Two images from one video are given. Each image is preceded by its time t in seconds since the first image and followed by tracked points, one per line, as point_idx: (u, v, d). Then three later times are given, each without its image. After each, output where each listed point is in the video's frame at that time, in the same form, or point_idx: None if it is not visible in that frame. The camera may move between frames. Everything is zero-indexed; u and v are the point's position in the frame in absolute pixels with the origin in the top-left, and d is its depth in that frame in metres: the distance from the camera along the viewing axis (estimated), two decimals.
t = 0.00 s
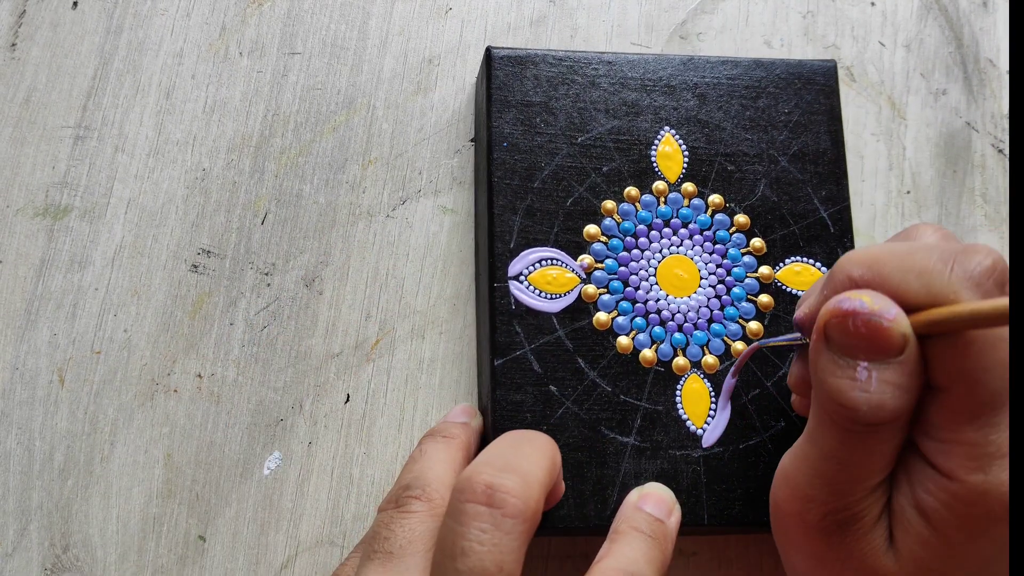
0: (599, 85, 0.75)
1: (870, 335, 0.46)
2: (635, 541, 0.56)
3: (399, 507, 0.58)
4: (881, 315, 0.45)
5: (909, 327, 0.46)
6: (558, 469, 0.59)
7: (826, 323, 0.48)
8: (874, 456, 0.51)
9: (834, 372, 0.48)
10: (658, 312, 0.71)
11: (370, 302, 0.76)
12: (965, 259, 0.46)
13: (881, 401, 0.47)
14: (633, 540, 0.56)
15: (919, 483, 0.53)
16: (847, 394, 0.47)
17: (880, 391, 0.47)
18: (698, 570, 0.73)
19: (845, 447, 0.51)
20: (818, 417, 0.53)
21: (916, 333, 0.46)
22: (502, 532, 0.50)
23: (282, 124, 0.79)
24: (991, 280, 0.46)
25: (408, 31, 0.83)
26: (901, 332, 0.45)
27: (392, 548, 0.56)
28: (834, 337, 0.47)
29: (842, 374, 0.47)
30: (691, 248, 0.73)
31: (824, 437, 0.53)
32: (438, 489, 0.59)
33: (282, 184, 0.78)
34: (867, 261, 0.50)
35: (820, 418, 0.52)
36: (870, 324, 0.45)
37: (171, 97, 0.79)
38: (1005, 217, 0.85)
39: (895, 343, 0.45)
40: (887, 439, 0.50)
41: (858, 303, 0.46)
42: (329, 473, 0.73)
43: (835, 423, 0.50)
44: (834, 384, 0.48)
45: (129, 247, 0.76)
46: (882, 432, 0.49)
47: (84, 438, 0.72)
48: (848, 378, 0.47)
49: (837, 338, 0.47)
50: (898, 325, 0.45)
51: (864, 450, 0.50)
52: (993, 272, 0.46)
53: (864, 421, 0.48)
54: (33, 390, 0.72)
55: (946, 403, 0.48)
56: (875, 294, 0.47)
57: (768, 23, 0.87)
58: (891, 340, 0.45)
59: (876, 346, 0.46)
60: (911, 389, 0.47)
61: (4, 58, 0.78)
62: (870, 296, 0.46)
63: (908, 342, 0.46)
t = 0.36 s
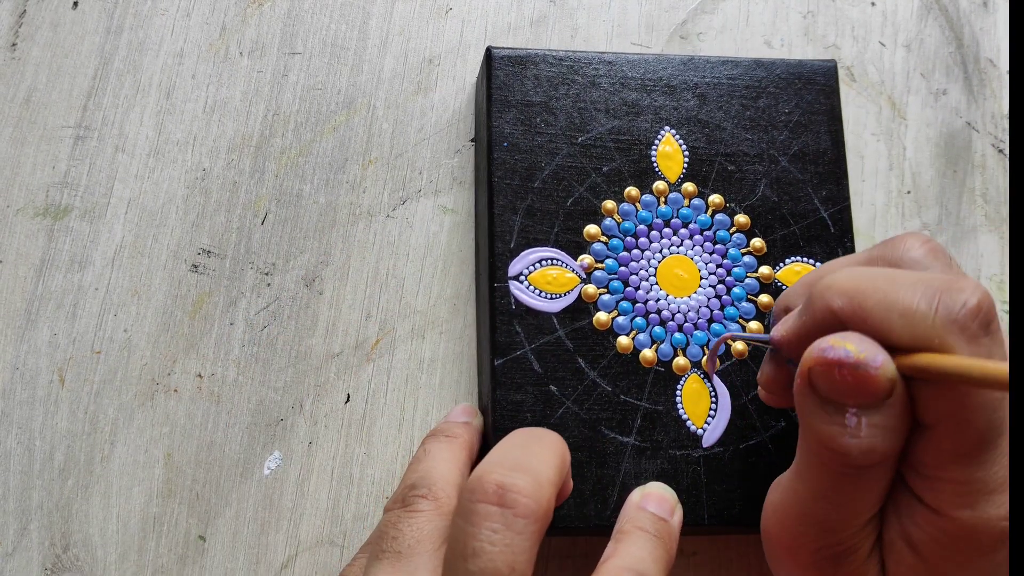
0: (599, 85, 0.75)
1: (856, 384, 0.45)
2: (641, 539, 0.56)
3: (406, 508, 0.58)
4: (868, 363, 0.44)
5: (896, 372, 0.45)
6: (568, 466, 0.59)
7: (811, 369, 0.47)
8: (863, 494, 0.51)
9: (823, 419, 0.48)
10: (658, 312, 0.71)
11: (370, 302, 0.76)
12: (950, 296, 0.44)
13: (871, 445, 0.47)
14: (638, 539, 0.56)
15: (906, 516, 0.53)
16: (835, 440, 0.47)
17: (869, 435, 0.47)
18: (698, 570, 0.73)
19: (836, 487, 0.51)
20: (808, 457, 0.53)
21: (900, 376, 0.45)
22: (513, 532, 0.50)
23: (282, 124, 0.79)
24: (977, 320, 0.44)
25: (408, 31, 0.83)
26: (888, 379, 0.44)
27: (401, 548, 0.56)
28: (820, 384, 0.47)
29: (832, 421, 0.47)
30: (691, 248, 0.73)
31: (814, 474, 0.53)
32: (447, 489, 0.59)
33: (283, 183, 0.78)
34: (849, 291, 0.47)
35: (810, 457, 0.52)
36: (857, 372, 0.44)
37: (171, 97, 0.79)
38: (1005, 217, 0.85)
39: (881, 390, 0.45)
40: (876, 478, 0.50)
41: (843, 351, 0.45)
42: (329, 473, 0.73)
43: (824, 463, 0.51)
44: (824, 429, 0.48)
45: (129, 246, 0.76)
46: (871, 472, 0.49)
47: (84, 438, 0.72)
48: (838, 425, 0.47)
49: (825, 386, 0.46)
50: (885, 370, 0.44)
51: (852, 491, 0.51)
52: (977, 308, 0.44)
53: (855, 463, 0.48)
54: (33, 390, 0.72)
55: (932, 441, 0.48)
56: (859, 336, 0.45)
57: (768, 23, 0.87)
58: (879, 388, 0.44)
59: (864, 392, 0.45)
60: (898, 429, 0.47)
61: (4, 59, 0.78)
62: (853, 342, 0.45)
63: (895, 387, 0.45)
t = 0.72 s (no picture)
0: (599, 84, 0.75)
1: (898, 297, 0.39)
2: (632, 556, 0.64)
3: (453, 555, 0.66)
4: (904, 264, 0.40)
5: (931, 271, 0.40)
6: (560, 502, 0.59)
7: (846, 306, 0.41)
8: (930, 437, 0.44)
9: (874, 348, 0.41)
10: (659, 312, 0.71)
11: (369, 302, 0.76)
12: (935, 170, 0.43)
13: (942, 351, 0.40)
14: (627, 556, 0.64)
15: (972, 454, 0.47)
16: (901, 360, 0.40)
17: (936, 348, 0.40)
18: (699, 570, 0.73)
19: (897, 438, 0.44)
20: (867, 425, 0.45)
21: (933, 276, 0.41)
22: None
23: (282, 124, 0.79)
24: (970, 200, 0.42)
25: (408, 31, 0.83)
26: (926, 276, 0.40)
27: None
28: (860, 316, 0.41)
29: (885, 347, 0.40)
30: (691, 247, 0.73)
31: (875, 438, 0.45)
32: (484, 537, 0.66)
33: (282, 183, 0.78)
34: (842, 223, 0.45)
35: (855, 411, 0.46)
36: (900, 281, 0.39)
37: (171, 97, 0.79)
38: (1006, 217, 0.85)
39: (924, 288, 0.40)
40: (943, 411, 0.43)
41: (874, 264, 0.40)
42: (329, 474, 0.73)
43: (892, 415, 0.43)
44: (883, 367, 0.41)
45: (129, 247, 0.76)
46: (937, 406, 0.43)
47: (84, 438, 0.71)
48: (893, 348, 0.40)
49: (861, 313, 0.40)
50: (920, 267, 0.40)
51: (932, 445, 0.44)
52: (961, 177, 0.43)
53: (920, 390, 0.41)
54: (33, 390, 0.72)
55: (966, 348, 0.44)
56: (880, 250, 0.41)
57: (768, 23, 0.87)
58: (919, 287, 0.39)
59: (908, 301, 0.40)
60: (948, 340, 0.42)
61: (3, 58, 0.78)
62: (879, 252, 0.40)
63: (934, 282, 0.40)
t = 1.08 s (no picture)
0: (599, 85, 0.75)
1: (843, 401, 0.40)
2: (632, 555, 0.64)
3: (439, 549, 0.67)
4: (844, 371, 0.40)
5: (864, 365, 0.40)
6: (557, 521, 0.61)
7: (793, 403, 0.41)
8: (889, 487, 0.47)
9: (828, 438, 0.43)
10: (659, 312, 0.71)
11: (369, 302, 0.76)
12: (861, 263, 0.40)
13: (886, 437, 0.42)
14: (628, 554, 0.64)
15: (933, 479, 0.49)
16: (851, 449, 0.43)
17: (870, 428, 0.42)
18: (698, 570, 0.73)
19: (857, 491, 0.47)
20: (829, 482, 0.49)
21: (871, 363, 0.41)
22: None
23: (282, 124, 0.79)
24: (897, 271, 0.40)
25: (408, 31, 0.83)
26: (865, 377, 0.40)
27: None
28: (809, 413, 0.41)
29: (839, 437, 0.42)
30: (691, 248, 0.73)
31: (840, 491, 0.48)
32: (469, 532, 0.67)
33: (282, 183, 0.78)
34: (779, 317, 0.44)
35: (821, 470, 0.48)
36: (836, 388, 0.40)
37: (171, 97, 0.79)
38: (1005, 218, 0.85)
39: (866, 387, 0.40)
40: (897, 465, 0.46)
41: (816, 374, 0.40)
42: (328, 474, 0.73)
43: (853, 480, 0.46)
44: (841, 450, 0.43)
45: (129, 246, 0.76)
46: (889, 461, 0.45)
47: (84, 438, 0.72)
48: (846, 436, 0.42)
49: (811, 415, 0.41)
50: (860, 370, 0.40)
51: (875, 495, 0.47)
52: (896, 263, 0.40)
53: (876, 462, 0.44)
54: (33, 390, 0.72)
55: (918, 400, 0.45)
56: (819, 354, 0.40)
57: (768, 23, 0.87)
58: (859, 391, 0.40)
59: (853, 401, 0.40)
60: (894, 408, 0.43)
61: (4, 58, 0.78)
62: (821, 359, 0.40)
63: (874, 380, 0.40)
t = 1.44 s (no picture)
0: (599, 85, 0.75)
1: (754, 323, 0.44)
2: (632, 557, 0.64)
3: (439, 547, 0.67)
4: (758, 297, 0.43)
5: (786, 292, 0.44)
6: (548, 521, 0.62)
7: (717, 323, 0.46)
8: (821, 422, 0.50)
9: (746, 361, 0.46)
10: (659, 312, 0.71)
11: (369, 302, 0.76)
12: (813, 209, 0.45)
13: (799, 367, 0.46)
14: (627, 555, 0.64)
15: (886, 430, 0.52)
16: (767, 376, 0.47)
17: (789, 361, 0.46)
18: (698, 570, 0.73)
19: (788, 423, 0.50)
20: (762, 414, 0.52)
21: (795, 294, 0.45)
22: None
23: (282, 124, 0.79)
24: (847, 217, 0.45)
25: (408, 31, 0.83)
26: (783, 305, 0.44)
27: None
28: (729, 333, 0.46)
29: (756, 363, 0.46)
30: (691, 248, 0.73)
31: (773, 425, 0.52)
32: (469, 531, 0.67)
33: (282, 184, 0.78)
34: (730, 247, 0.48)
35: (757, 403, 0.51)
36: (750, 310, 0.43)
37: (171, 97, 0.79)
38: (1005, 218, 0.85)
39: (782, 316, 0.44)
40: (823, 400, 0.49)
41: (731, 294, 0.44)
42: (329, 473, 0.73)
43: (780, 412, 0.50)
44: (760, 377, 0.47)
45: (129, 247, 0.76)
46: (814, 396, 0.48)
47: (84, 438, 0.72)
48: (762, 362, 0.46)
49: (732, 334, 0.45)
50: (776, 298, 0.44)
51: (805, 428, 0.50)
52: (843, 208, 0.45)
53: (796, 392, 0.47)
54: (33, 391, 0.72)
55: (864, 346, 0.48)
56: (743, 277, 0.44)
57: (768, 24, 0.87)
58: (774, 317, 0.43)
59: (766, 327, 0.44)
60: (818, 346, 0.46)
61: (3, 58, 0.78)
62: (740, 282, 0.44)
63: (791, 309, 0.44)
